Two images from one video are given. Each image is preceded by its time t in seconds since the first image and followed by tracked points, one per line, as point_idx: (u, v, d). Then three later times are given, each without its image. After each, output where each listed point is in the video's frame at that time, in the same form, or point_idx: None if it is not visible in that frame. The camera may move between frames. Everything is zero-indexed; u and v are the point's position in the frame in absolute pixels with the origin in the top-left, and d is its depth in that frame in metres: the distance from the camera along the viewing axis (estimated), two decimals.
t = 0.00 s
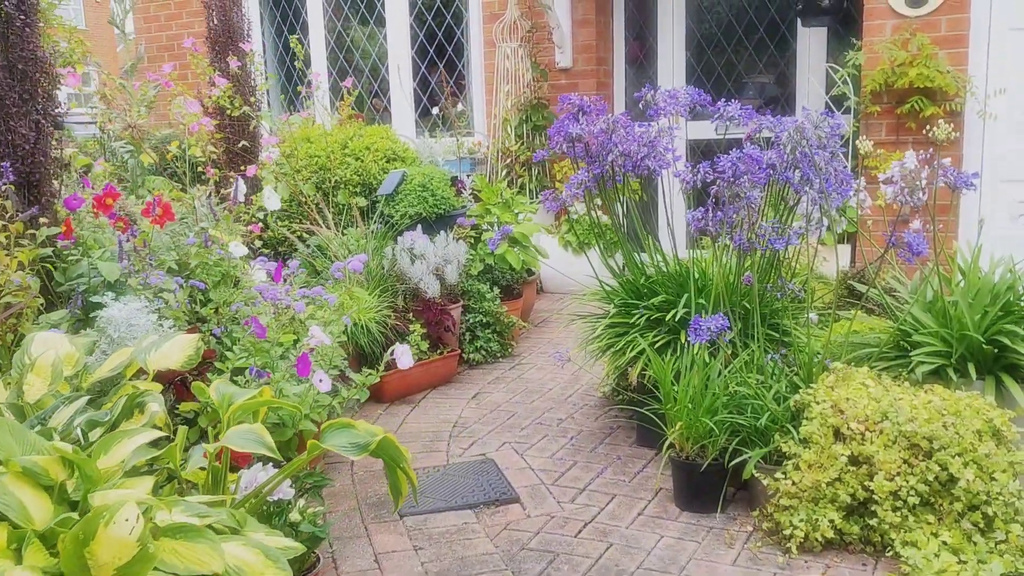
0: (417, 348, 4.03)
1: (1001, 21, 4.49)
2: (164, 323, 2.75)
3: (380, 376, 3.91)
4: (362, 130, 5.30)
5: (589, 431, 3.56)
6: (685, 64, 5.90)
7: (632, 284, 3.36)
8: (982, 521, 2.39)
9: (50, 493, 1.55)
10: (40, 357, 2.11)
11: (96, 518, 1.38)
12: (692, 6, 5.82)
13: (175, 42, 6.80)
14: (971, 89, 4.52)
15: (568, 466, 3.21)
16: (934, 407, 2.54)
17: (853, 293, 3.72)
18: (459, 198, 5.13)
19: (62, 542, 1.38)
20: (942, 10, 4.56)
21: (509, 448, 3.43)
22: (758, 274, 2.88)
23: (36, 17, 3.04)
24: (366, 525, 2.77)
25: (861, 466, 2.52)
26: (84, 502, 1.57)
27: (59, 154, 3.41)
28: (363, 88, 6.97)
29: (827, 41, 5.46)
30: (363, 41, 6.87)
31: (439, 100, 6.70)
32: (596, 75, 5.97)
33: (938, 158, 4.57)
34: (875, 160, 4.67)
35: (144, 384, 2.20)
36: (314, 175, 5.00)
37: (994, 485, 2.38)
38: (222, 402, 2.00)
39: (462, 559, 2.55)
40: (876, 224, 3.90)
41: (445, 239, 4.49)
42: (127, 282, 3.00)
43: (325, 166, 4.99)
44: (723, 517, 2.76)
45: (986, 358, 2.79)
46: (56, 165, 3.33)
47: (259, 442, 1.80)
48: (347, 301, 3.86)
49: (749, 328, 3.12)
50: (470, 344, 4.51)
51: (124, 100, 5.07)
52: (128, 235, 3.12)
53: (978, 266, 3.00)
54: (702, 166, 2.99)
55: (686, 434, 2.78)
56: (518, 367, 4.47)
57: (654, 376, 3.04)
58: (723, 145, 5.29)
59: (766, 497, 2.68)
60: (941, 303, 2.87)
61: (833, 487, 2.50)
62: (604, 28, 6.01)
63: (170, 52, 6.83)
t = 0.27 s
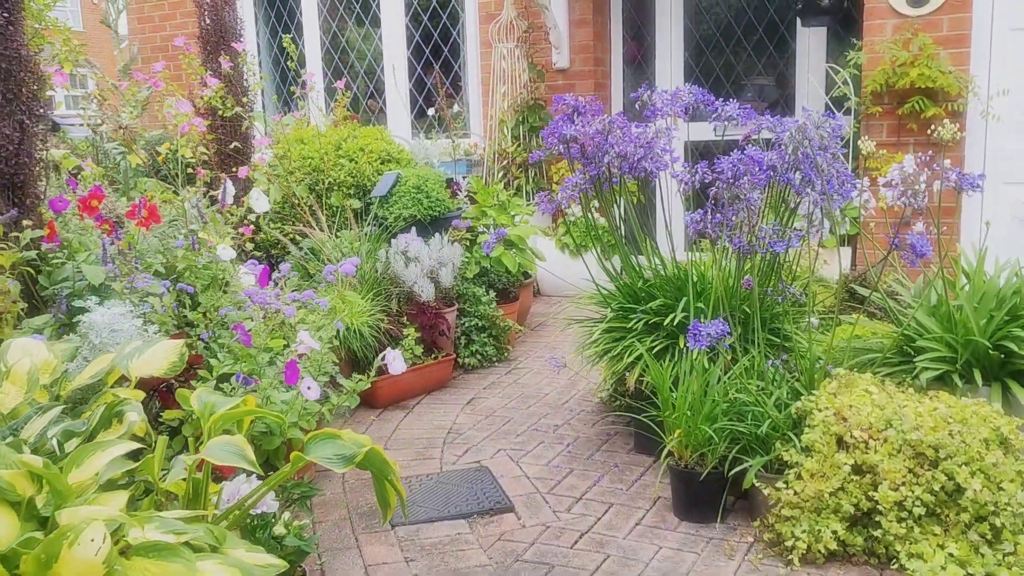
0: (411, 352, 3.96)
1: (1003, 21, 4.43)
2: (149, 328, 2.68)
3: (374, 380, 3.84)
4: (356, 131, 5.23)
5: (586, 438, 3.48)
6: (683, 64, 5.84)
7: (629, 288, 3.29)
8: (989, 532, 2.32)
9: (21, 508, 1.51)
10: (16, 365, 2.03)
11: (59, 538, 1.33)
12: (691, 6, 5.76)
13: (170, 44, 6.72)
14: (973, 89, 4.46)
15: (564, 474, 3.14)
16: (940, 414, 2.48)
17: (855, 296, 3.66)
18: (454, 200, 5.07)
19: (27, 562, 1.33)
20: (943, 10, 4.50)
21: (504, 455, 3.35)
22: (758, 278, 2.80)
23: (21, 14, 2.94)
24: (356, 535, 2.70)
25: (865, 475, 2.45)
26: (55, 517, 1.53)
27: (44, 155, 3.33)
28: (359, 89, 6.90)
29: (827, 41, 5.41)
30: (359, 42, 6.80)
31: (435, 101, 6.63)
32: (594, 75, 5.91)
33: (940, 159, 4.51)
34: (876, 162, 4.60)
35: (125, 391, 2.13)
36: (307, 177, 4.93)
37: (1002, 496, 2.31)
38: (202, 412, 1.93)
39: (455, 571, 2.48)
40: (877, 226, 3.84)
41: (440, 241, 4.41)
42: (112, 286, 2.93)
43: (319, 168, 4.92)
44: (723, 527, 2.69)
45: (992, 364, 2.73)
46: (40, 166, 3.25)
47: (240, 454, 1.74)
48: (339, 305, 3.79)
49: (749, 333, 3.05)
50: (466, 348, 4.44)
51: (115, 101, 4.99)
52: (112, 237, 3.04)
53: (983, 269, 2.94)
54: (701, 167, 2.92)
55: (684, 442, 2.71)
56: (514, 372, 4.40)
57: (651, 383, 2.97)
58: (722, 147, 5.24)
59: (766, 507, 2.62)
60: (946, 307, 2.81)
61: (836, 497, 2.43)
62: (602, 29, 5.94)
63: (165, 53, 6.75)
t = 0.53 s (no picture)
0: (404, 358, 3.88)
1: (1007, 20, 4.36)
2: (132, 335, 2.60)
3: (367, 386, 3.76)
4: (350, 132, 5.15)
5: (583, 447, 3.40)
6: (682, 65, 5.76)
7: (627, 293, 3.21)
8: (1001, 548, 2.21)
9: None
10: None
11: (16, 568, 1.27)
12: (690, 6, 5.68)
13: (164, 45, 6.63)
14: (977, 90, 4.39)
15: (561, 485, 3.06)
16: (949, 425, 2.40)
17: (858, 301, 3.58)
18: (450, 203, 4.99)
19: None
20: (947, 10, 4.42)
21: (500, 464, 3.27)
22: (758, 284, 2.71)
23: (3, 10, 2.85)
24: (346, 550, 2.61)
25: (871, 488, 2.36)
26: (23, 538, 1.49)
27: (27, 157, 3.24)
28: (354, 90, 6.82)
29: (828, 41, 5.33)
30: (354, 42, 6.72)
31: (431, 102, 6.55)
32: (592, 76, 5.83)
33: (944, 161, 4.44)
34: (878, 163, 4.53)
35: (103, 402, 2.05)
36: (300, 179, 4.84)
37: (1014, 510, 2.21)
38: (182, 425, 1.84)
39: None
40: (881, 230, 3.76)
41: (435, 245, 4.33)
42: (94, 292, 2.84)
43: (312, 170, 4.84)
44: (724, 541, 2.61)
45: (1002, 372, 2.65)
46: (23, 168, 3.16)
47: (219, 472, 1.66)
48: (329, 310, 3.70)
49: (751, 339, 2.97)
50: (461, 354, 4.36)
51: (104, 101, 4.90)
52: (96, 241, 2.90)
53: (991, 274, 2.86)
54: (701, 169, 2.84)
55: (684, 452, 2.63)
56: (510, 378, 4.31)
57: (650, 391, 2.89)
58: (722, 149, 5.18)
59: (770, 521, 2.54)
60: (954, 314, 2.73)
61: (842, 511, 2.33)
62: (600, 29, 5.86)
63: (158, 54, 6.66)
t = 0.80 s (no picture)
0: (400, 366, 3.80)
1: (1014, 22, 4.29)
2: (117, 344, 2.51)
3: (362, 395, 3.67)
4: (346, 135, 5.07)
5: (583, 457, 3.32)
6: (683, 66, 5.68)
7: (628, 301, 3.13)
8: (1017, 568, 2.10)
9: None
10: None
11: None
12: (691, 7, 5.60)
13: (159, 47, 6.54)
14: (984, 92, 4.31)
15: (560, 498, 2.98)
16: (961, 439, 2.32)
17: (864, 308, 3.51)
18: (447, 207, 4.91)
19: None
20: (952, 11, 4.35)
21: (497, 476, 3.19)
22: (763, 292, 2.63)
23: None
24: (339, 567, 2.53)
25: (881, 505, 2.27)
26: None
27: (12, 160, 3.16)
28: (351, 92, 6.75)
29: (831, 43, 5.26)
30: (351, 43, 6.64)
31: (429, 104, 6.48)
32: (591, 78, 5.76)
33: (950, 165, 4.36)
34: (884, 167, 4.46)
35: (84, 417, 1.97)
36: (294, 182, 4.74)
37: None
38: (162, 443, 1.76)
39: None
40: (888, 235, 3.69)
41: (431, 250, 4.25)
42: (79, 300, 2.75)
43: (307, 173, 4.74)
44: (728, 558, 2.53)
45: (1014, 384, 2.57)
46: (7, 171, 3.08)
47: (197, 495, 1.58)
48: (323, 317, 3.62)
49: (756, 348, 2.89)
50: (458, 360, 4.28)
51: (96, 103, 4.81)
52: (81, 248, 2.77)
53: (1003, 282, 2.78)
54: (705, 174, 2.77)
55: (688, 466, 2.56)
56: (508, 385, 4.23)
57: (652, 403, 2.81)
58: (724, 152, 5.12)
59: (776, 538, 2.47)
60: (965, 322, 2.66)
61: (850, 529, 2.25)
62: (599, 30, 5.79)
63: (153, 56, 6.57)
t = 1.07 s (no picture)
0: (398, 373, 3.72)
1: None
2: (106, 352, 2.43)
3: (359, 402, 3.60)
4: (344, 136, 5.00)
5: (585, 468, 3.24)
6: (686, 67, 5.61)
7: (632, 307, 3.06)
8: None
9: None
10: None
11: None
12: (694, 8, 5.53)
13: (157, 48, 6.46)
14: (993, 94, 4.24)
15: (561, 510, 2.90)
16: (977, 453, 2.24)
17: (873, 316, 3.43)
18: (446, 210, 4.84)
19: None
20: (961, 11, 4.28)
21: (497, 487, 3.11)
22: (772, 300, 2.55)
23: None
24: None
25: (894, 521, 2.18)
26: None
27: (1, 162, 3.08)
28: (350, 93, 6.67)
29: (837, 44, 5.18)
30: (350, 44, 6.57)
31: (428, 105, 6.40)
32: (593, 79, 5.68)
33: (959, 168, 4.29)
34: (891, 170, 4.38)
35: (68, 430, 1.89)
36: (291, 185, 4.67)
37: None
38: (148, 459, 1.67)
39: None
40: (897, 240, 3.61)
41: (430, 254, 4.17)
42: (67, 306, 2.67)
43: (304, 175, 4.67)
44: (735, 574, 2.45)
45: None
46: None
47: (184, 516, 1.50)
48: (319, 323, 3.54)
49: (763, 357, 2.81)
50: (457, 366, 4.20)
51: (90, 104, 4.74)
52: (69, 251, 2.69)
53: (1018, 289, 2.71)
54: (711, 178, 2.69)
55: (693, 479, 2.48)
56: (508, 392, 4.15)
57: (656, 413, 2.74)
58: (728, 155, 5.06)
59: (785, 554, 2.39)
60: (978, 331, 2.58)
61: (862, 546, 2.15)
62: (601, 31, 5.72)
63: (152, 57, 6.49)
